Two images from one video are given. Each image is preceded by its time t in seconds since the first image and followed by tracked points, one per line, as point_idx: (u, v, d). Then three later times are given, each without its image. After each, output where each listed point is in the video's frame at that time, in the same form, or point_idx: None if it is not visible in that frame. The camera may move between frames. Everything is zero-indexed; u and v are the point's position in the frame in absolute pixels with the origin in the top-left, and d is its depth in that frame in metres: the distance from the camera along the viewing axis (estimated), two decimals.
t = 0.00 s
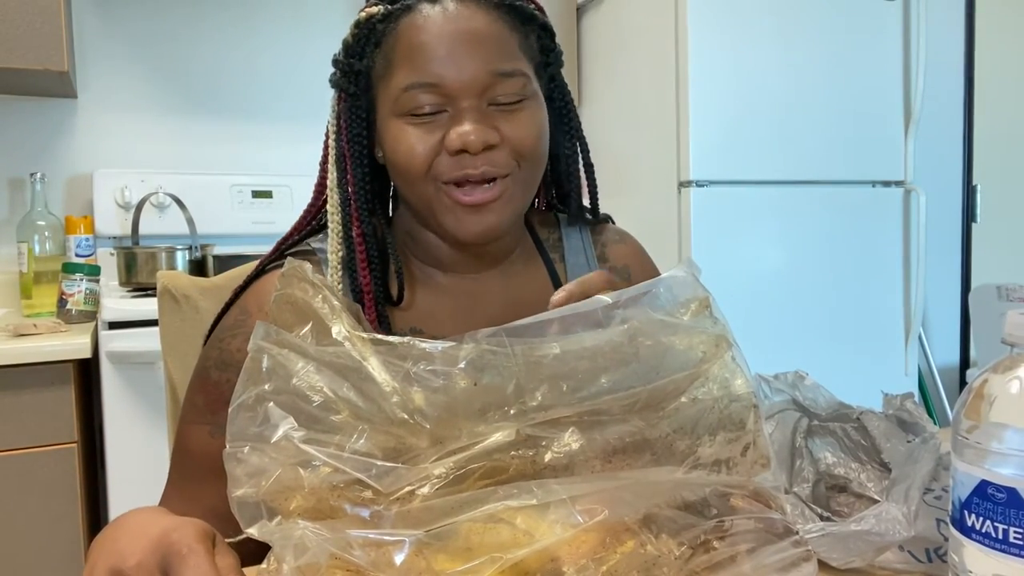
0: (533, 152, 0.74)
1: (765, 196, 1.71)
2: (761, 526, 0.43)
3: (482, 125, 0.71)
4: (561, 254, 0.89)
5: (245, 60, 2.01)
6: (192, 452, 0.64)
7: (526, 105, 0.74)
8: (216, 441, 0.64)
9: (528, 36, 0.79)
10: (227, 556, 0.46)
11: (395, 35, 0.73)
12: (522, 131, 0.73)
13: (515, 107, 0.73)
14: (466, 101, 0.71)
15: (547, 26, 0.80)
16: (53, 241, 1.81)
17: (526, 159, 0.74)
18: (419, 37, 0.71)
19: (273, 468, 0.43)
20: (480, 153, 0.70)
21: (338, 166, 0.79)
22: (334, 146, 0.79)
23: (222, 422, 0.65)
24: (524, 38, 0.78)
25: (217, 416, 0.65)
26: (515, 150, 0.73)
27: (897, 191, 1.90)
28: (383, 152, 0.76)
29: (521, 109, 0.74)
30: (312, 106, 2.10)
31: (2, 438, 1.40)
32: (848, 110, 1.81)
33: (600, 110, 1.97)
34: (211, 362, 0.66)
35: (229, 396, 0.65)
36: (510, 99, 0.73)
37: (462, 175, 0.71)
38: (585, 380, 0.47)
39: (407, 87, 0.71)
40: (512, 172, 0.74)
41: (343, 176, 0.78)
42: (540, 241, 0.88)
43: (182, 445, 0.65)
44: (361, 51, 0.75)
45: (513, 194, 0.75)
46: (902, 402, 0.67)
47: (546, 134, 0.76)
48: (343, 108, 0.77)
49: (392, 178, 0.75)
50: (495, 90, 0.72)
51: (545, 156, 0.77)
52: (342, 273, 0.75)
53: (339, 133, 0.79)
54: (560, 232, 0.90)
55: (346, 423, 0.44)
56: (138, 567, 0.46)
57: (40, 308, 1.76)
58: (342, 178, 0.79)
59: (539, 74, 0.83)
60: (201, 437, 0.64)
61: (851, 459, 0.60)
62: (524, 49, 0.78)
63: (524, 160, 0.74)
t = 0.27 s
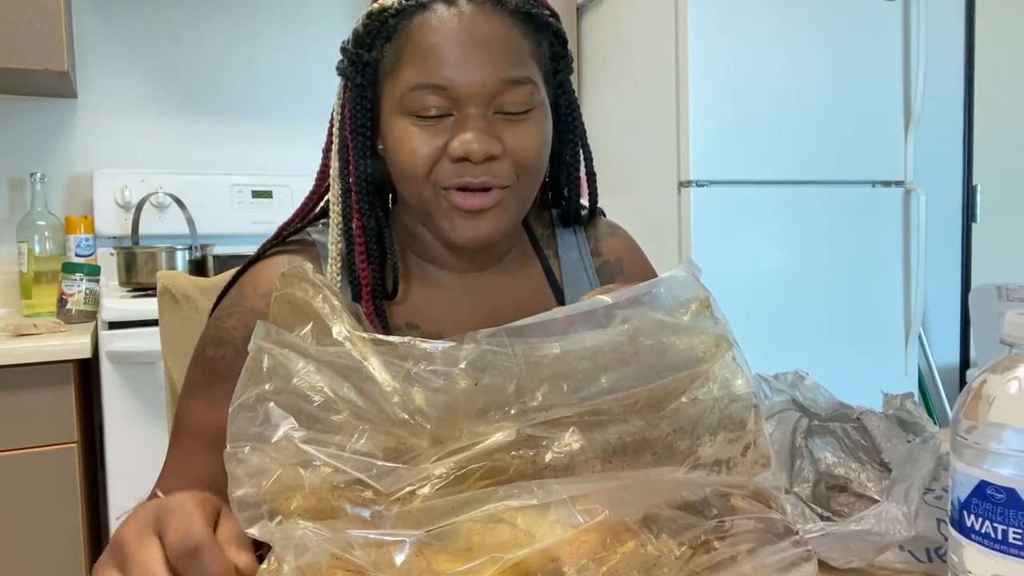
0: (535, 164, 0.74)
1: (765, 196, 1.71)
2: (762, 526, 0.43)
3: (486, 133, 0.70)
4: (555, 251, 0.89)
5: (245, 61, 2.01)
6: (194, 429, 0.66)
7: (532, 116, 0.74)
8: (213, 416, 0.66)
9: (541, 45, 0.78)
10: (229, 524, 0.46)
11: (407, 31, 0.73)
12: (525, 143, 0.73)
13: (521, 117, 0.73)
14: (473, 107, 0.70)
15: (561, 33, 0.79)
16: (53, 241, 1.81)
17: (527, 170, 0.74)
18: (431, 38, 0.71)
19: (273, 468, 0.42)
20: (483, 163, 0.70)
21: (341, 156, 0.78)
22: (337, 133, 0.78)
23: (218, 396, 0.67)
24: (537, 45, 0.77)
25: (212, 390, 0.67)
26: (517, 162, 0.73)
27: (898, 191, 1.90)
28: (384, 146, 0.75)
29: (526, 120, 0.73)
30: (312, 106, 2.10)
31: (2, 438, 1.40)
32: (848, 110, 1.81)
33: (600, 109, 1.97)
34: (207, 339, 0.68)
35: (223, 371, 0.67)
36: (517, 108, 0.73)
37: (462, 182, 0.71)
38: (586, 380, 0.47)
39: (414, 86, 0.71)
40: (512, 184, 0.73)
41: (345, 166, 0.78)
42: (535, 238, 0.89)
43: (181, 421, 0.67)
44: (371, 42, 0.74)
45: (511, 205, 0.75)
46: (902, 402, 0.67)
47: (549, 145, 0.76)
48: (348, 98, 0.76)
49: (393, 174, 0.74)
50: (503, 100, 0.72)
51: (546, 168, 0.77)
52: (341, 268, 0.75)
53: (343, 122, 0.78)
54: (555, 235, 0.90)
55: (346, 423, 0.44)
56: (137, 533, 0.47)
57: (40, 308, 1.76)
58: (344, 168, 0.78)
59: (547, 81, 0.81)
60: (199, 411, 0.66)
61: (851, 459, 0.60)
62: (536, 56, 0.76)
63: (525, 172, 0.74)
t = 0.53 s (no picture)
0: (530, 166, 0.74)
1: (765, 196, 1.71)
2: (761, 526, 0.43)
3: (484, 134, 0.71)
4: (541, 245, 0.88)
5: (245, 61, 2.01)
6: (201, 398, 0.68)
7: (529, 119, 0.74)
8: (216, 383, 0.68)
9: (539, 47, 0.78)
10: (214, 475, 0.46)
11: (408, 26, 0.72)
12: (522, 144, 0.73)
13: (519, 119, 0.73)
14: (472, 107, 0.71)
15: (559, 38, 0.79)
16: (53, 241, 1.81)
17: (522, 174, 0.74)
18: (431, 35, 0.71)
19: (273, 467, 0.42)
20: (480, 164, 0.71)
21: (338, 148, 0.77)
22: (334, 125, 0.78)
23: (219, 364, 0.68)
24: (536, 48, 0.77)
25: (214, 358, 0.68)
26: (514, 164, 0.73)
27: (898, 191, 1.90)
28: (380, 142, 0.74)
29: (524, 122, 0.74)
30: (312, 106, 2.10)
31: (2, 438, 1.40)
32: (849, 110, 1.81)
33: (600, 110, 1.97)
34: (211, 310, 0.70)
35: (227, 338, 0.69)
36: (515, 110, 0.73)
37: (460, 181, 0.72)
38: (585, 381, 0.47)
39: (413, 81, 0.70)
40: (508, 185, 0.74)
41: (341, 159, 0.77)
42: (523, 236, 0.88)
43: (185, 389, 0.69)
44: (371, 36, 0.73)
45: (506, 209, 0.76)
46: (898, 402, 0.67)
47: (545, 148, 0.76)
48: (346, 90, 0.75)
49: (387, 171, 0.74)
50: (501, 101, 0.72)
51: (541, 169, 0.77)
52: (336, 260, 0.75)
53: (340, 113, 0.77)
54: (536, 228, 0.89)
55: (346, 423, 0.44)
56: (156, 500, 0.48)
57: (40, 308, 1.76)
58: (340, 160, 0.77)
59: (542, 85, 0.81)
60: (201, 379, 0.68)
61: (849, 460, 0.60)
62: (535, 60, 0.77)
63: (520, 174, 0.74)
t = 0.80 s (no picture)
0: (518, 163, 0.73)
1: (765, 196, 1.71)
2: (762, 527, 0.42)
3: (468, 129, 0.70)
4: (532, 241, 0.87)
5: (245, 60, 2.01)
6: (200, 383, 0.66)
7: (516, 116, 0.73)
8: (216, 368, 0.66)
9: (527, 47, 0.76)
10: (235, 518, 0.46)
11: (396, 24, 0.71)
12: (510, 140, 0.72)
13: (505, 115, 0.72)
14: (457, 103, 0.70)
15: (547, 38, 0.78)
16: (53, 241, 1.81)
17: (509, 171, 0.73)
18: (416, 33, 0.69)
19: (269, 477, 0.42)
20: (464, 158, 0.70)
21: (327, 147, 0.75)
22: (325, 125, 0.76)
23: (219, 348, 0.67)
24: (523, 48, 0.75)
25: (214, 343, 0.67)
26: (499, 161, 0.72)
27: (898, 191, 1.90)
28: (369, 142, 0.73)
29: (510, 119, 0.72)
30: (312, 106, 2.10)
31: (2, 438, 1.40)
32: (849, 110, 1.81)
33: (600, 110, 1.97)
34: (210, 295, 0.69)
35: (225, 323, 0.68)
36: (501, 107, 0.72)
37: (445, 176, 0.71)
38: (587, 384, 0.48)
39: (399, 77, 0.70)
40: (497, 175, 0.73)
41: (331, 158, 0.75)
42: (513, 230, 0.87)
43: (183, 374, 0.67)
44: (360, 35, 0.72)
45: (492, 205, 0.74)
46: (893, 405, 0.67)
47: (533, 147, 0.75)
48: (335, 89, 0.74)
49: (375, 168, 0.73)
50: (486, 98, 0.71)
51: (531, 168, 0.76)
52: (325, 254, 0.73)
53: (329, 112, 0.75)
54: (526, 225, 0.88)
55: (355, 429, 0.44)
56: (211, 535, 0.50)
57: (40, 308, 1.76)
58: (330, 159, 0.75)
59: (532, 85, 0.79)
60: (201, 364, 0.67)
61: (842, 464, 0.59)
62: (524, 59, 0.75)
63: (507, 171, 0.73)
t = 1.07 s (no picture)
0: (508, 157, 0.72)
1: (764, 196, 1.71)
2: (756, 518, 0.43)
3: (455, 121, 0.69)
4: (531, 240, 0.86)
5: (245, 60, 2.01)
6: (200, 380, 0.66)
7: (506, 110, 0.72)
8: (217, 364, 0.66)
9: (523, 46, 0.76)
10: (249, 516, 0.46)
11: (389, 20, 0.70)
12: (498, 136, 0.71)
13: (493, 108, 0.71)
14: (445, 96, 0.69)
15: (544, 39, 0.77)
16: (53, 241, 1.81)
17: (498, 165, 0.71)
18: (406, 27, 0.69)
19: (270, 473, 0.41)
20: (449, 151, 0.68)
21: (326, 146, 0.76)
22: (323, 125, 0.76)
23: (222, 344, 0.67)
24: (518, 47, 0.75)
25: (217, 338, 0.68)
26: (486, 154, 0.70)
27: (898, 191, 1.90)
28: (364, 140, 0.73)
29: (500, 113, 0.71)
30: (312, 107, 2.10)
31: (2, 438, 1.40)
32: (849, 110, 1.81)
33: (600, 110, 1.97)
34: (211, 291, 0.70)
35: (227, 319, 0.69)
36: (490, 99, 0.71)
37: (430, 170, 0.69)
38: (581, 381, 0.48)
39: (387, 70, 0.69)
40: (484, 172, 0.71)
41: (328, 157, 0.75)
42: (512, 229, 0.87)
43: (186, 372, 0.67)
44: (355, 34, 0.72)
45: (481, 200, 0.72)
46: (895, 409, 0.67)
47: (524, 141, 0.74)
48: (333, 89, 0.74)
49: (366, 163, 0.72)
50: (474, 90, 0.70)
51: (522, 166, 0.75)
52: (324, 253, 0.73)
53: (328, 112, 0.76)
54: (525, 223, 0.87)
55: (362, 431, 0.44)
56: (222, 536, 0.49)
57: (40, 308, 1.76)
58: (327, 158, 0.75)
59: (530, 85, 0.80)
60: (204, 361, 0.67)
61: (844, 468, 0.58)
62: (518, 57, 0.74)
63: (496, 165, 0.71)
